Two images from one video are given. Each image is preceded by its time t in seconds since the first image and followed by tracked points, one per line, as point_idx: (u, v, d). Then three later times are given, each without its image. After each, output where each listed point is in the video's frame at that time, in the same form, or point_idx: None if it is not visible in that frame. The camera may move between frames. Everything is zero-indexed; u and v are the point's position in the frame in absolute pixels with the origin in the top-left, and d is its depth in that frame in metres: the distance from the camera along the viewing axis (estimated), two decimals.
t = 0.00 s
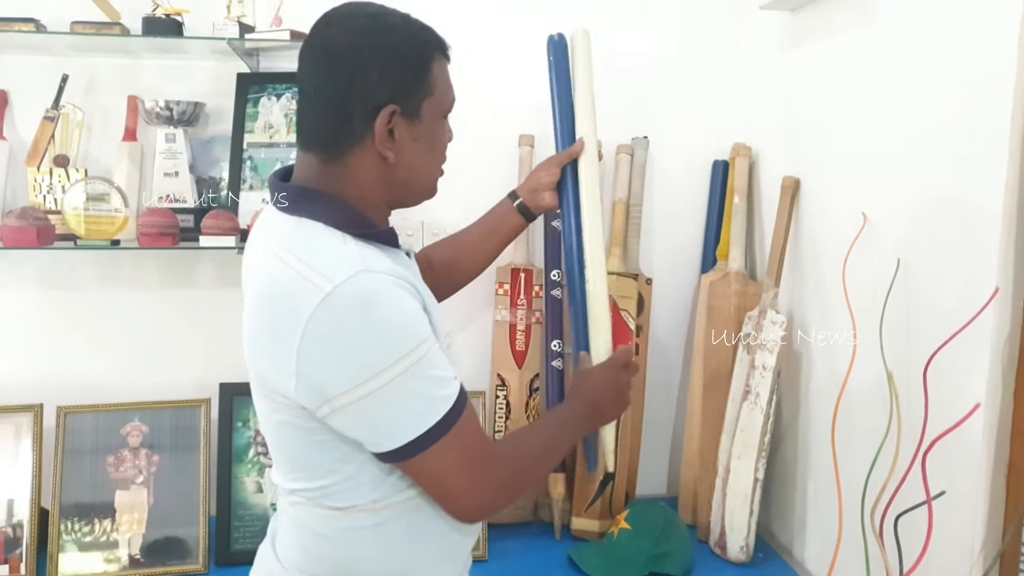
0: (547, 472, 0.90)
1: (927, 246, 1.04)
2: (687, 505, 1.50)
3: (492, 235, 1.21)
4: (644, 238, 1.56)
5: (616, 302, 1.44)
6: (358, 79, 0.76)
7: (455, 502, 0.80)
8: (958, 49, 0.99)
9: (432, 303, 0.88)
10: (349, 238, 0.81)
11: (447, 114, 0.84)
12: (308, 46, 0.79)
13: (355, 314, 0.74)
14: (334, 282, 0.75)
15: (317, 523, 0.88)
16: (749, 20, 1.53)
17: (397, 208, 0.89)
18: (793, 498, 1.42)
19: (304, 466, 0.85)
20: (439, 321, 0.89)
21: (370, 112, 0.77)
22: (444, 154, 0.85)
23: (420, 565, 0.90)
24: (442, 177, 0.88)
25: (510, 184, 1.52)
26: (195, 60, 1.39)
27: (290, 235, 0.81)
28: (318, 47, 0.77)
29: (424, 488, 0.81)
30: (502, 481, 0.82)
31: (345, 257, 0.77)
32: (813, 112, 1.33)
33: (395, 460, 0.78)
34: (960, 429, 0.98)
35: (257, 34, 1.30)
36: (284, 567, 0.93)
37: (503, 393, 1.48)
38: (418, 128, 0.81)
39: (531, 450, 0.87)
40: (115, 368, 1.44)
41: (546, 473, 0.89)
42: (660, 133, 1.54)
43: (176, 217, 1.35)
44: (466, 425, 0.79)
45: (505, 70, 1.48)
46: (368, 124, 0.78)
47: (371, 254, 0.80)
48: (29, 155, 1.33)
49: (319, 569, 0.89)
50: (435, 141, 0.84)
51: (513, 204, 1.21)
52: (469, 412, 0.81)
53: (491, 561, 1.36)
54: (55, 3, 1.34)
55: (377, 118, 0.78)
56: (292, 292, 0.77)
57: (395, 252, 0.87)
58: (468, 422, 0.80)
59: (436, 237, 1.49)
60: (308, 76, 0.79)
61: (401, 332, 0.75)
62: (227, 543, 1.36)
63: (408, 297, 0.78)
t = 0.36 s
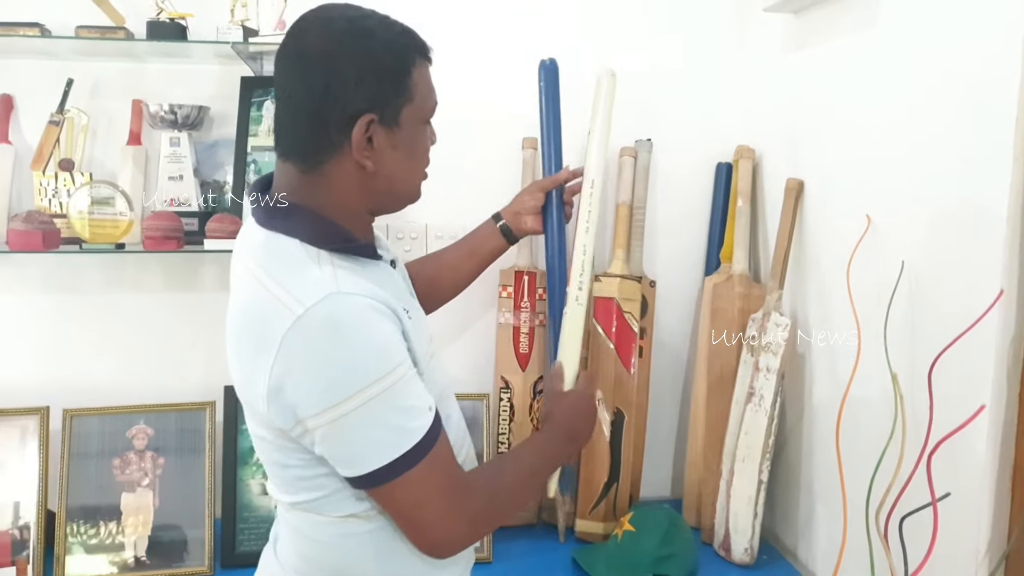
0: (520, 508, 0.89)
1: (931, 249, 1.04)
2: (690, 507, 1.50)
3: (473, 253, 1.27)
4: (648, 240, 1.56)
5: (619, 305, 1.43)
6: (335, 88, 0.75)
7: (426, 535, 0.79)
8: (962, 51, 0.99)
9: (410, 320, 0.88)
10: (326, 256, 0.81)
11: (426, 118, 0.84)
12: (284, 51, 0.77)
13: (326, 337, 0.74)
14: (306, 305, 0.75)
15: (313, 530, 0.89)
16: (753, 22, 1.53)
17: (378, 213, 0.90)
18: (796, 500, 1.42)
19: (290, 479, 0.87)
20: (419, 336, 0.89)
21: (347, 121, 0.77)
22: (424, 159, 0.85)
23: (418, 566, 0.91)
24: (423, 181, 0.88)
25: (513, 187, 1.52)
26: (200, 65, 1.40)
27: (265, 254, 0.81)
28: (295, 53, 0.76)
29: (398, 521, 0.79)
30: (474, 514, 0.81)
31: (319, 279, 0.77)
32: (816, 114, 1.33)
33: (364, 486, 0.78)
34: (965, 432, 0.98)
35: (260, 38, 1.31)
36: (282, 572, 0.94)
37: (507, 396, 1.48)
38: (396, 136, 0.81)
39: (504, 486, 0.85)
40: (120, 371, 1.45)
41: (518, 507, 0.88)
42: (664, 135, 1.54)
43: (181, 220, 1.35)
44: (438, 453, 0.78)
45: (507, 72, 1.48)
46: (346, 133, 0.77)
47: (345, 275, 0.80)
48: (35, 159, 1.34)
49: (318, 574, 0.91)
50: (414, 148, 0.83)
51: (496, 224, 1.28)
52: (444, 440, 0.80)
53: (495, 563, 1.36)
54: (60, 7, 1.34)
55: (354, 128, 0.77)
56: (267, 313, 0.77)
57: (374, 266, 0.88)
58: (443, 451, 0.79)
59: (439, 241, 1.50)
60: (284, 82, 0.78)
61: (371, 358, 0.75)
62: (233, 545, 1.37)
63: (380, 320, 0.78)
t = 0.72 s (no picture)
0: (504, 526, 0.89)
1: (939, 248, 1.04)
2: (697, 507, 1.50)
3: (473, 259, 1.28)
4: (654, 241, 1.56)
5: (625, 305, 1.43)
6: (328, 91, 0.74)
7: (412, 549, 0.78)
8: (971, 51, 0.98)
9: (403, 327, 0.87)
10: (316, 262, 0.80)
11: (421, 118, 0.83)
12: (275, 54, 0.76)
13: (312, 348, 0.74)
14: (295, 315, 0.75)
15: (311, 532, 0.89)
16: (760, 22, 1.52)
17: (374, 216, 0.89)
18: (803, 501, 1.42)
19: (286, 482, 0.87)
20: (412, 341, 0.88)
21: (342, 125, 0.76)
22: (418, 160, 0.85)
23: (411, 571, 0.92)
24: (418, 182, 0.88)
25: (519, 187, 1.52)
26: (207, 65, 1.40)
27: (256, 262, 0.81)
28: (287, 56, 0.75)
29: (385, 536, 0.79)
30: (461, 530, 0.81)
31: (308, 288, 0.77)
32: (823, 114, 1.32)
33: (351, 497, 0.77)
34: (974, 433, 0.97)
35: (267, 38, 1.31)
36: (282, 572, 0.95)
37: (513, 396, 1.49)
38: (391, 138, 0.80)
39: (492, 504, 0.86)
40: (128, 370, 1.45)
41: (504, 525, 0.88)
42: (670, 135, 1.54)
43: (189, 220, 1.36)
44: (427, 466, 0.78)
45: (514, 72, 1.48)
46: (341, 138, 0.77)
47: (336, 284, 0.79)
48: (44, 159, 1.34)
49: None
50: (408, 149, 0.83)
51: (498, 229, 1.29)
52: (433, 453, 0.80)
53: (500, 563, 1.37)
54: (69, 8, 1.35)
55: (349, 132, 0.76)
56: (258, 322, 0.77)
57: (367, 271, 0.86)
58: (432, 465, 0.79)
59: (446, 241, 1.50)
60: (276, 86, 0.77)
61: (358, 368, 0.74)
62: (239, 544, 1.37)
63: (369, 330, 0.77)
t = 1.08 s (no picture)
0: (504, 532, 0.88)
1: (943, 250, 1.04)
2: (700, 508, 1.50)
3: (467, 262, 1.27)
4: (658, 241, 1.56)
5: (629, 305, 1.43)
6: (321, 92, 0.74)
7: (406, 554, 0.78)
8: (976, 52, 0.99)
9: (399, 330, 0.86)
10: (311, 263, 0.80)
11: (418, 120, 0.83)
12: (270, 55, 0.77)
13: (307, 353, 0.74)
14: (290, 320, 0.75)
15: (311, 533, 0.89)
16: (764, 23, 1.53)
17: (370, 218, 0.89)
18: (806, 502, 1.42)
19: (284, 483, 0.87)
20: (409, 343, 0.88)
21: (336, 126, 0.76)
22: (415, 162, 0.84)
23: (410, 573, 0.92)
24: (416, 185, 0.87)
25: (523, 188, 1.52)
26: (212, 64, 1.40)
27: (251, 266, 0.81)
28: (281, 57, 0.76)
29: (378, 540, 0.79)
30: (456, 535, 0.80)
31: (303, 292, 0.77)
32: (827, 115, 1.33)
33: (346, 501, 0.77)
34: (977, 433, 0.97)
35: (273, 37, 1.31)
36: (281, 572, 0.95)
37: (517, 396, 1.49)
38: (387, 140, 0.80)
39: (489, 509, 0.85)
40: (132, 369, 1.46)
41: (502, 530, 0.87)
42: (674, 136, 1.54)
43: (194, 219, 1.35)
44: (420, 472, 0.78)
45: (518, 73, 1.48)
46: (335, 139, 0.77)
47: (330, 287, 0.79)
48: (49, 158, 1.35)
49: None
50: (405, 152, 0.82)
51: (493, 231, 1.28)
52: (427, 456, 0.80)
53: (504, 563, 1.37)
54: (74, 7, 1.35)
55: (343, 134, 0.76)
56: (253, 326, 0.77)
57: (364, 274, 0.85)
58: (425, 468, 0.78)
59: (450, 241, 1.50)
60: (271, 87, 0.77)
61: (352, 373, 0.74)
62: (243, 543, 1.37)
63: (364, 334, 0.77)
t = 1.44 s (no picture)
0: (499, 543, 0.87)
1: (945, 254, 1.04)
2: (701, 511, 1.51)
3: (466, 270, 1.28)
4: (659, 244, 1.56)
5: (630, 308, 1.44)
6: (315, 98, 0.75)
7: (395, 561, 0.78)
8: (978, 56, 0.99)
9: (396, 336, 0.85)
10: (306, 269, 0.80)
11: (416, 136, 0.82)
12: (274, 58, 0.78)
13: (298, 359, 0.74)
14: (282, 326, 0.75)
15: (309, 537, 0.90)
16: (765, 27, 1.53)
17: (365, 228, 0.89)
18: (807, 505, 1.42)
19: (282, 487, 0.88)
20: (407, 348, 0.87)
21: (326, 133, 0.76)
22: (410, 176, 0.84)
23: None
24: (412, 201, 0.87)
25: (525, 191, 1.53)
26: (216, 67, 1.41)
27: (248, 271, 0.82)
28: (283, 60, 0.77)
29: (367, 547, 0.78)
30: (444, 543, 0.79)
31: (296, 298, 0.77)
32: (829, 119, 1.33)
33: (336, 509, 0.77)
34: (979, 437, 0.97)
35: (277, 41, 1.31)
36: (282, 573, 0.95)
37: (518, 399, 1.49)
38: (381, 152, 0.79)
39: (482, 518, 0.84)
40: (134, 371, 1.46)
41: (499, 541, 0.86)
42: (676, 139, 1.55)
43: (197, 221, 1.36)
44: (409, 481, 0.77)
45: (520, 76, 1.48)
46: (325, 146, 0.77)
47: (324, 293, 0.79)
48: (53, 160, 1.35)
49: None
50: (400, 166, 0.82)
51: (490, 239, 1.28)
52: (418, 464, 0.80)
53: (505, 565, 1.37)
54: (78, 10, 1.36)
55: (332, 140, 0.76)
56: (247, 331, 0.77)
57: (361, 279, 0.85)
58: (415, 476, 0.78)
59: (452, 243, 1.50)
60: (272, 90, 0.78)
61: (340, 381, 0.74)
62: (245, 545, 1.38)
63: (356, 341, 0.77)
